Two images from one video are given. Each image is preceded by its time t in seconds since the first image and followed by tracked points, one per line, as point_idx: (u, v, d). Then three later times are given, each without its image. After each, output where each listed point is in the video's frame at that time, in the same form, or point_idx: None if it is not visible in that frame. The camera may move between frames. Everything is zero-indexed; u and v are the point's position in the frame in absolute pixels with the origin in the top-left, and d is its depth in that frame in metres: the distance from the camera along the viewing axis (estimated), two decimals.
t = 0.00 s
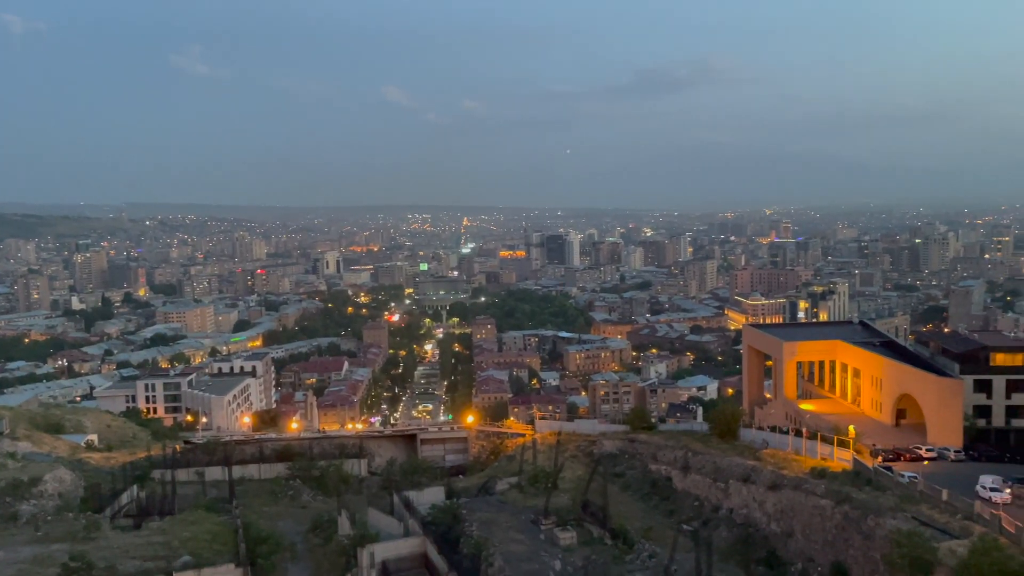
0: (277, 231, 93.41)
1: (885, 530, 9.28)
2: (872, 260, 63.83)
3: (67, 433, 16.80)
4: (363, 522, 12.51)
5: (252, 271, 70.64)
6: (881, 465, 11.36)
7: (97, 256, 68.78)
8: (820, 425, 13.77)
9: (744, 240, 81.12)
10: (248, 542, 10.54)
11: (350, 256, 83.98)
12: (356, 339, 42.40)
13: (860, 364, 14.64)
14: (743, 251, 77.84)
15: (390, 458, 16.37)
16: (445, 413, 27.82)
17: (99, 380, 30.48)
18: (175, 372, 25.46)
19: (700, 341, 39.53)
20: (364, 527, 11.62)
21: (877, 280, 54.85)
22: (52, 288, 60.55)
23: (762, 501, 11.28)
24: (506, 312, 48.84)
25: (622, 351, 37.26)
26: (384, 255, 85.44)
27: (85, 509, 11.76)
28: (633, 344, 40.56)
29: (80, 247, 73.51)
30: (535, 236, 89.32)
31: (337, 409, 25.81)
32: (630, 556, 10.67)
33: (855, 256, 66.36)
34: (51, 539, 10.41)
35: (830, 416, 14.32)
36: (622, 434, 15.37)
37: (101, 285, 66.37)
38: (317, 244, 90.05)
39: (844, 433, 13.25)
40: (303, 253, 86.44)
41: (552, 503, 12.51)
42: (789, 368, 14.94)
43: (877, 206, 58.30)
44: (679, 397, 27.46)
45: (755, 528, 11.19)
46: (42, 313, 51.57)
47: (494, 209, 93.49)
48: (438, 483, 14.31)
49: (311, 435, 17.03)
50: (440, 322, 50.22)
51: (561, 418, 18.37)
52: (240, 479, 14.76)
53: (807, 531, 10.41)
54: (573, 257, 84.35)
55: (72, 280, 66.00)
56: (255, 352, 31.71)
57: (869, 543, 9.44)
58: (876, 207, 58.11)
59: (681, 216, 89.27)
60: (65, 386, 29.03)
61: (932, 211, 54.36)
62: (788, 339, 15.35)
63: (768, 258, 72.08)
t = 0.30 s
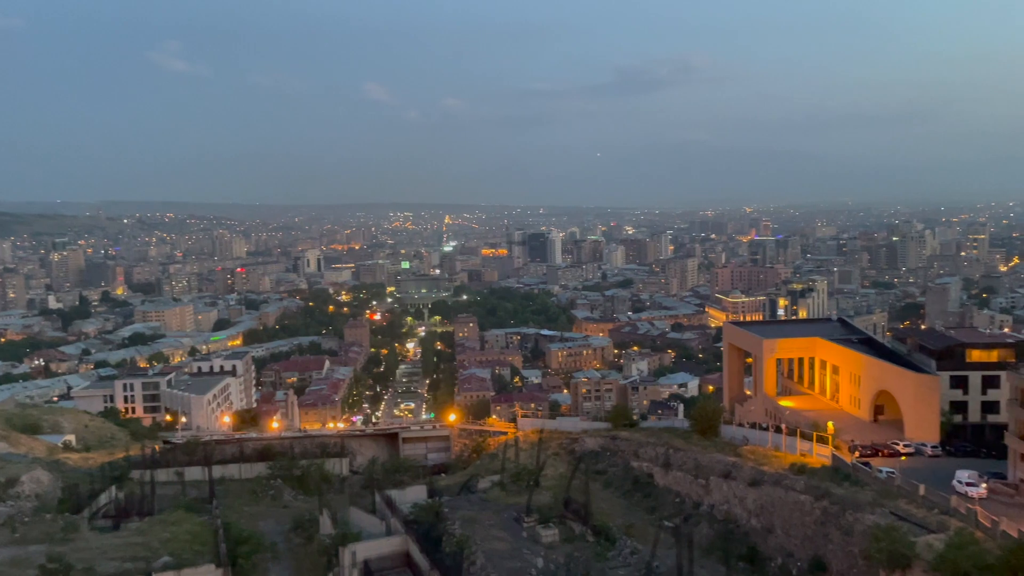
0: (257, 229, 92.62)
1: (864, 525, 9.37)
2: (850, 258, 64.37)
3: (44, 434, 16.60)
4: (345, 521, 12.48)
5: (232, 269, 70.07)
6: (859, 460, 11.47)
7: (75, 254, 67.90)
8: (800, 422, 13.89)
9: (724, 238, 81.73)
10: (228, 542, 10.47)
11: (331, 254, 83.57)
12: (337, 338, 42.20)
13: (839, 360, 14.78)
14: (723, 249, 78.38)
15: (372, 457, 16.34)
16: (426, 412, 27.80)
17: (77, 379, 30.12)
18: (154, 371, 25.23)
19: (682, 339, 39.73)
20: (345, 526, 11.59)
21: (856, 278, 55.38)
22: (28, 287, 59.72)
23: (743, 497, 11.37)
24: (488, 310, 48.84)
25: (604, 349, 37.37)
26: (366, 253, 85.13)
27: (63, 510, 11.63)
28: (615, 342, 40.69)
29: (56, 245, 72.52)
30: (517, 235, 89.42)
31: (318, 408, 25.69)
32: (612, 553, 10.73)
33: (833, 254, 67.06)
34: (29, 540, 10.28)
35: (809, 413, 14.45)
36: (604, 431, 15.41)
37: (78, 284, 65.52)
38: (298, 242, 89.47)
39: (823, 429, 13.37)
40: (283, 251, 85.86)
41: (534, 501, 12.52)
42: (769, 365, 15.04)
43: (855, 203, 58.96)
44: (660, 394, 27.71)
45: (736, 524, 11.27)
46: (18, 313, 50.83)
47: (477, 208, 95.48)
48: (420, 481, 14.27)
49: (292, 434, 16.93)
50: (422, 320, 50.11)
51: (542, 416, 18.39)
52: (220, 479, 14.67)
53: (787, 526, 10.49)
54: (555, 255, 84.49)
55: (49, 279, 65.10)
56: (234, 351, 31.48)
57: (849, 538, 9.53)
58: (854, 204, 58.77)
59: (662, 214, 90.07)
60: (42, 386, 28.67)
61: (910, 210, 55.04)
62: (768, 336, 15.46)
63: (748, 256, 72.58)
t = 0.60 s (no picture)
0: (235, 228, 91.87)
1: (842, 521, 9.44)
2: (828, 257, 65.17)
3: (19, 435, 16.38)
4: (325, 521, 12.42)
5: (210, 268, 69.45)
6: (837, 457, 11.57)
7: (50, 254, 66.99)
8: (779, 418, 14.00)
9: (704, 237, 82.28)
10: (207, 543, 10.40)
11: (311, 254, 83.09)
12: (317, 337, 41.97)
13: (816, 358, 14.91)
14: (703, 247, 78.87)
15: (352, 457, 16.29)
16: (407, 411, 27.72)
17: (52, 380, 29.74)
18: (131, 371, 24.96)
19: (662, 337, 39.90)
20: (325, 526, 11.53)
21: (833, 276, 55.88)
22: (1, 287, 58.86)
23: (722, 494, 11.44)
24: (469, 308, 48.81)
25: (585, 347, 37.42)
26: (345, 252, 84.73)
27: (38, 513, 11.48)
28: (595, 340, 40.79)
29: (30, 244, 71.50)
30: (497, 234, 89.36)
31: (298, 408, 25.54)
32: (593, 551, 10.77)
33: (811, 252, 67.79)
34: (3, 543, 10.14)
35: (788, 409, 14.57)
36: (585, 429, 15.44)
37: (53, 283, 64.64)
38: (277, 241, 88.85)
39: (801, 426, 13.49)
40: (262, 250, 85.25)
41: (515, 499, 12.53)
42: (748, 362, 15.15)
43: (833, 202, 59.57)
44: (640, 391, 27.89)
45: (716, 521, 11.34)
46: None
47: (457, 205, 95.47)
48: (401, 480, 14.23)
49: (271, 434, 16.82)
50: (402, 319, 49.96)
51: (524, 414, 18.39)
52: (198, 480, 14.56)
53: (766, 523, 10.56)
54: (535, 253, 84.56)
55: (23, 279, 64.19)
56: (212, 351, 31.23)
57: (827, 533, 9.61)
58: (832, 203, 59.38)
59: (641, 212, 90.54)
60: (16, 387, 28.28)
61: (886, 208, 55.67)
62: (747, 334, 15.57)
63: (727, 254, 73.08)
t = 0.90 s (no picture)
0: (212, 228, 91.00)
1: (818, 517, 9.53)
2: (804, 255, 65.81)
3: None
4: (304, 522, 12.34)
5: (186, 268, 68.78)
6: (813, 453, 11.69)
7: (22, 254, 65.97)
8: (756, 416, 14.12)
9: (682, 236, 82.72)
10: (184, 545, 10.30)
11: (288, 253, 82.54)
12: (295, 337, 41.73)
13: (793, 355, 15.04)
14: (681, 246, 79.30)
15: (331, 458, 16.22)
16: (386, 411, 27.66)
17: (25, 382, 29.34)
18: (106, 372, 24.66)
19: (640, 336, 40.08)
20: (304, 527, 11.47)
21: (810, 274, 56.43)
22: None
23: (701, 491, 11.51)
24: (448, 308, 48.75)
25: (564, 346, 37.50)
26: (323, 252, 84.30)
27: (12, 517, 11.32)
28: (575, 339, 40.89)
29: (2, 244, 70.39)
30: (477, 233, 89.31)
31: (276, 409, 25.39)
32: (573, 549, 10.80)
33: (788, 251, 68.46)
34: None
35: (765, 407, 14.69)
36: (565, 428, 15.47)
37: (26, 284, 63.71)
38: (254, 241, 88.19)
39: (778, 423, 13.61)
40: (239, 250, 84.56)
41: (495, 499, 12.52)
42: (725, 360, 15.27)
43: (809, 202, 60.12)
44: (619, 390, 28.04)
45: (694, 518, 11.42)
46: None
47: (436, 205, 95.21)
48: (380, 481, 14.18)
49: (249, 435, 16.70)
50: (381, 319, 49.81)
51: (503, 413, 18.41)
52: (175, 482, 14.43)
53: (744, 519, 10.64)
54: (514, 252, 84.69)
55: None
56: (189, 352, 30.96)
57: (804, 529, 9.69)
58: (809, 202, 59.95)
59: (620, 211, 90.77)
60: None
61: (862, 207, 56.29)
62: (725, 333, 15.68)
63: (705, 253, 73.53)
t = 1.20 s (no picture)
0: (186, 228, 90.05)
1: (794, 513, 9.61)
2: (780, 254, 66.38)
3: None
4: (281, 524, 12.27)
5: (160, 269, 68.06)
6: (789, 450, 11.79)
7: None
8: (733, 414, 14.21)
9: (659, 235, 83.13)
10: (159, 549, 10.19)
11: (264, 254, 81.94)
12: (271, 338, 41.47)
13: (769, 354, 15.16)
14: (658, 245, 79.73)
15: (308, 459, 16.13)
16: (364, 412, 27.57)
17: None
18: (79, 375, 24.34)
19: (618, 335, 40.26)
20: (281, 529, 11.39)
21: (785, 273, 56.96)
22: None
23: (679, 489, 11.57)
24: (426, 308, 48.66)
25: (542, 346, 37.54)
26: (300, 252, 83.79)
27: None
28: (553, 339, 40.96)
29: None
30: (454, 233, 89.20)
31: (253, 410, 25.21)
32: (552, 548, 10.82)
33: (763, 250, 69.05)
34: None
35: (742, 405, 14.79)
36: (543, 427, 15.49)
37: None
38: (230, 241, 87.43)
39: (755, 421, 13.70)
40: (214, 250, 83.78)
41: (474, 499, 12.51)
42: (702, 359, 15.36)
43: (785, 201, 60.69)
44: (597, 389, 28.15)
45: (672, 516, 11.48)
46: None
47: (413, 205, 94.92)
48: (358, 482, 14.12)
49: (225, 437, 16.55)
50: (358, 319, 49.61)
51: (482, 413, 18.38)
52: (150, 486, 14.29)
53: (721, 517, 10.71)
54: (492, 252, 84.69)
55: None
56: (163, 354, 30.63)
57: (780, 526, 9.77)
58: (784, 202, 60.52)
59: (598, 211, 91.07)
60: None
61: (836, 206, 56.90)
62: (701, 332, 15.76)
63: (682, 252, 73.93)
